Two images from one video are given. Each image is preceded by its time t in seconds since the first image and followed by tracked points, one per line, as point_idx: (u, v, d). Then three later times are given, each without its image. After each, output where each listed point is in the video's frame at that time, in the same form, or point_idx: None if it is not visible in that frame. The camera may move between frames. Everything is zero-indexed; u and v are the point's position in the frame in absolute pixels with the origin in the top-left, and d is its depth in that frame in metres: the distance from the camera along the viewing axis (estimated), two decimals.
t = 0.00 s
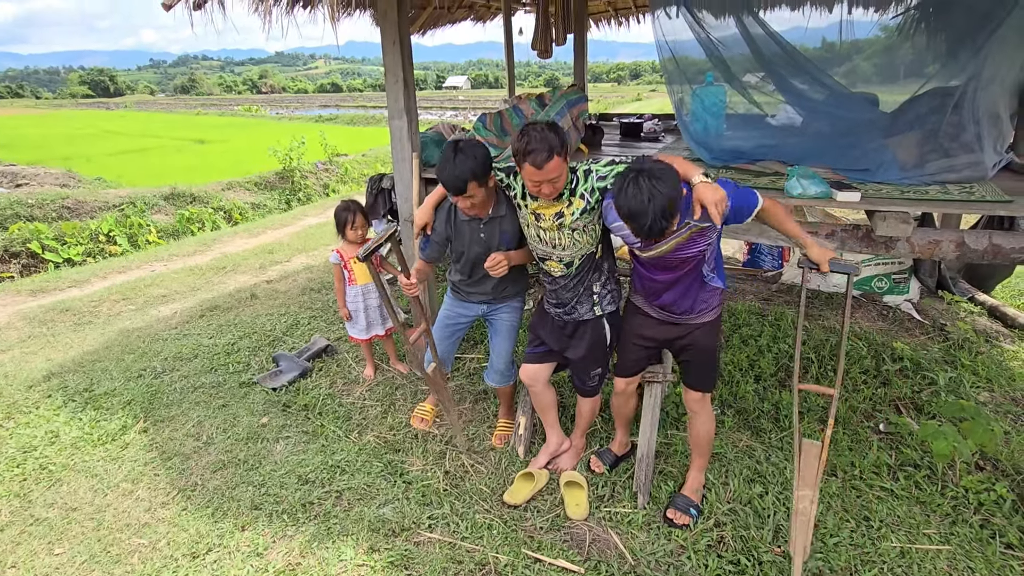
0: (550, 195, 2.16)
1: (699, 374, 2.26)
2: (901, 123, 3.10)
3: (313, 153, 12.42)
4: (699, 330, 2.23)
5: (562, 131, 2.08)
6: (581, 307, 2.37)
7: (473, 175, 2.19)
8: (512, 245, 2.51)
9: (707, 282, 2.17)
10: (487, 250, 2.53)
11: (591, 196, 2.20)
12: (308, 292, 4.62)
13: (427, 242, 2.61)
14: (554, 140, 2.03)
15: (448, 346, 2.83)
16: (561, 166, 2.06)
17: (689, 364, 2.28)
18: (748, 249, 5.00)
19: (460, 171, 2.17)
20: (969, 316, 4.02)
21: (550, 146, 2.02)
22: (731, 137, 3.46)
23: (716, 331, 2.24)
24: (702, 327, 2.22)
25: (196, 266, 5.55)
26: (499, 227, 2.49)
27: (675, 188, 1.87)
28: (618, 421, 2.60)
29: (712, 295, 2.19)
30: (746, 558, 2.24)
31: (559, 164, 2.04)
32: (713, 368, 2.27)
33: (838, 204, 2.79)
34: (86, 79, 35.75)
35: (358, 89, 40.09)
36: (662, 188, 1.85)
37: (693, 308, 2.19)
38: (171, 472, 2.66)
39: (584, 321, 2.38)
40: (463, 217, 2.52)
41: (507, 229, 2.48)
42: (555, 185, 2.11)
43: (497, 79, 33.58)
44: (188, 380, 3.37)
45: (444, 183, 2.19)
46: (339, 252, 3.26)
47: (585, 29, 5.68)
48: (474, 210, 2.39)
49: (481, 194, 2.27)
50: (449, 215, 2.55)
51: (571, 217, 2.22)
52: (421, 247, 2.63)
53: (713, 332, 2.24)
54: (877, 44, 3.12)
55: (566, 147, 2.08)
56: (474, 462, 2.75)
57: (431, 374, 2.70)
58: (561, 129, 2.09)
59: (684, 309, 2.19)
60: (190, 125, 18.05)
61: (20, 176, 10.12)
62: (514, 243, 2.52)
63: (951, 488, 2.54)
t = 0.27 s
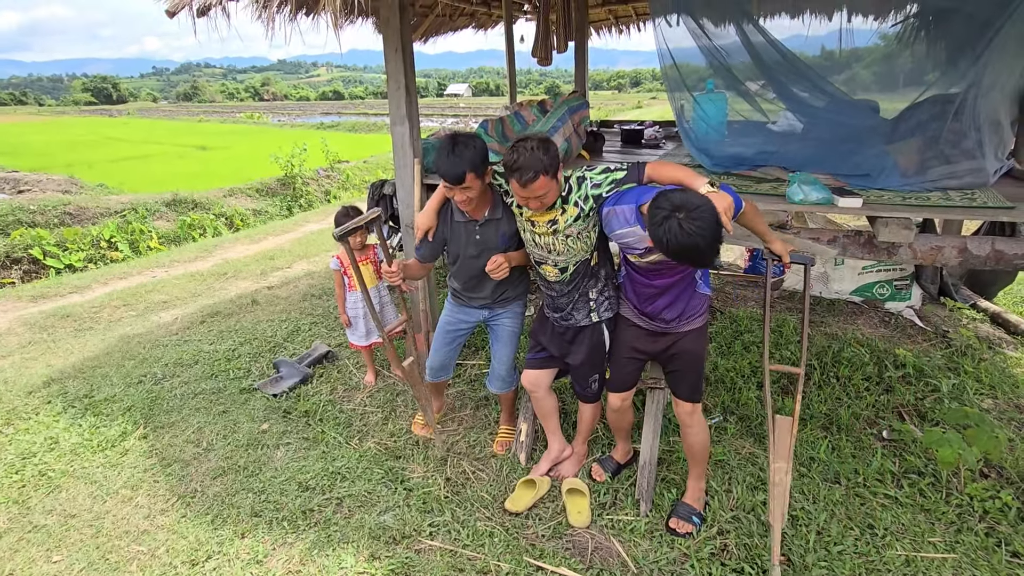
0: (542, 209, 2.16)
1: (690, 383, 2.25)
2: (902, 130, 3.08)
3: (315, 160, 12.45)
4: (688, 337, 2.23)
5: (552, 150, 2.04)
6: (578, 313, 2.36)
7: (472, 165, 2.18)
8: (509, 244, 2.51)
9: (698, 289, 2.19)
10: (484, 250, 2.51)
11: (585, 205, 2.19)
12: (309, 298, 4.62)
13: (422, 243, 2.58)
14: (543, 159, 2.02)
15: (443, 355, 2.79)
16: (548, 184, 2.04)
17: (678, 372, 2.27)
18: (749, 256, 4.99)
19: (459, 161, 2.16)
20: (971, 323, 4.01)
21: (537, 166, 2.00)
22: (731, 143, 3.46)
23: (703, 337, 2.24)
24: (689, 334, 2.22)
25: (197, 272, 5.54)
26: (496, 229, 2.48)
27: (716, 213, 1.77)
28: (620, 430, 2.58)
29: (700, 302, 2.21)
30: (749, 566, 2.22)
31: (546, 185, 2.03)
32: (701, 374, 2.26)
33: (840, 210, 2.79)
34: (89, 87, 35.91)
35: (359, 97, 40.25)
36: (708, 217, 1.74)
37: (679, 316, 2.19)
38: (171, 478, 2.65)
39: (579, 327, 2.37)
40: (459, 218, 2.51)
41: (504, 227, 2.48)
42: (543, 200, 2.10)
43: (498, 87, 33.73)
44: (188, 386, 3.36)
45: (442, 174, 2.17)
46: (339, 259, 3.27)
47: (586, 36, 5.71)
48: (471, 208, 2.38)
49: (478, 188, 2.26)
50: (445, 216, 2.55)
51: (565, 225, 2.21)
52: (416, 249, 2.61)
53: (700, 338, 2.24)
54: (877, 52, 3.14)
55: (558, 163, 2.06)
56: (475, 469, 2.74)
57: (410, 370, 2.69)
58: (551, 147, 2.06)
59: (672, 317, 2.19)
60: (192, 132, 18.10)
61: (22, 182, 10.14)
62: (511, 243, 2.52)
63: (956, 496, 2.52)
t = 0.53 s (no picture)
0: (531, 214, 2.13)
1: (697, 384, 2.26)
2: (907, 136, 3.07)
3: (317, 168, 12.48)
4: (692, 338, 2.22)
5: (535, 153, 2.01)
6: (579, 319, 2.33)
7: (469, 169, 2.17)
8: (508, 250, 2.49)
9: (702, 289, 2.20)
10: (484, 257, 2.49)
11: (581, 212, 2.15)
12: (311, 306, 4.60)
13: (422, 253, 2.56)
14: (529, 164, 2.00)
15: (444, 364, 2.76)
16: (533, 189, 2.02)
17: (684, 373, 2.27)
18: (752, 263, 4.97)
19: (456, 165, 2.15)
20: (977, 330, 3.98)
21: (519, 171, 1.99)
22: (734, 151, 3.40)
23: (707, 336, 2.24)
24: (693, 335, 2.22)
25: (199, 279, 5.53)
26: (495, 236, 2.46)
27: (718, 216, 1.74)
28: (623, 437, 2.55)
29: (704, 301, 2.20)
30: None
31: (529, 189, 2.01)
32: (706, 374, 2.27)
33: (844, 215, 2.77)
34: (93, 96, 36.15)
35: (361, 106, 40.46)
36: (711, 221, 1.72)
37: (683, 319, 2.18)
38: (170, 486, 2.62)
39: (580, 334, 2.35)
40: (458, 226, 2.49)
41: (504, 233, 2.45)
42: (530, 207, 2.08)
43: (500, 97, 33.89)
44: (189, 393, 3.33)
45: (439, 178, 2.15)
46: (339, 265, 3.26)
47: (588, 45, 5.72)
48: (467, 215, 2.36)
49: (474, 193, 2.24)
50: (444, 225, 2.53)
51: (561, 232, 2.18)
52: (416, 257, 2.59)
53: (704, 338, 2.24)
54: (876, 61, 3.09)
55: (544, 169, 2.05)
56: (477, 477, 2.71)
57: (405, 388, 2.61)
58: (535, 150, 2.03)
59: (677, 320, 2.18)
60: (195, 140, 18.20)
61: (26, 190, 10.18)
62: (510, 249, 2.50)
63: (965, 505, 2.49)
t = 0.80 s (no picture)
0: (536, 216, 2.12)
1: (701, 391, 2.25)
2: (910, 144, 3.05)
3: (320, 177, 12.53)
4: (696, 344, 2.21)
5: (542, 155, 2.01)
6: (584, 326, 2.32)
7: (466, 164, 2.16)
8: (510, 250, 2.44)
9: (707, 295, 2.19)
10: (484, 257, 2.46)
11: (589, 219, 2.14)
12: (313, 313, 4.60)
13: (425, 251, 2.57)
14: (532, 162, 1.99)
15: (448, 372, 2.74)
16: (537, 188, 2.00)
17: (688, 380, 2.26)
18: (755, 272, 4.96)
19: (453, 160, 2.14)
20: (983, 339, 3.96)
21: (525, 169, 1.98)
22: (738, 159, 3.42)
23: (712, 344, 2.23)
24: (697, 342, 2.21)
25: (202, 287, 5.53)
26: (496, 235, 2.43)
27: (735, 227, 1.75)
28: (627, 446, 2.53)
29: (707, 308, 2.19)
30: None
31: (533, 188, 2.00)
32: (711, 380, 2.26)
33: (850, 223, 2.76)
34: (98, 106, 36.39)
35: (364, 116, 40.67)
36: (728, 231, 1.73)
37: (688, 325, 2.17)
38: (171, 493, 2.60)
39: (584, 340, 2.34)
40: (460, 223, 2.48)
41: (505, 233, 2.42)
42: (535, 207, 2.06)
43: (502, 107, 34.07)
44: (191, 400, 3.32)
45: (436, 173, 2.14)
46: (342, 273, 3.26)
47: (591, 54, 5.75)
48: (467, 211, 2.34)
49: (474, 187, 2.23)
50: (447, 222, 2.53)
51: (567, 238, 2.18)
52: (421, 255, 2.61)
53: (708, 345, 2.23)
54: (877, 72, 3.11)
55: (551, 169, 2.04)
56: (480, 485, 2.68)
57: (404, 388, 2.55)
58: (542, 152, 2.03)
59: (681, 327, 2.17)
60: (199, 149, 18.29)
61: (31, 198, 10.21)
62: (512, 249, 2.45)
63: (974, 515, 2.46)
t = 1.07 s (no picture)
0: (543, 219, 2.09)
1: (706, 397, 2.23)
2: (914, 151, 3.04)
3: (323, 184, 12.57)
4: (701, 350, 2.19)
5: (556, 157, 2.00)
6: (588, 332, 2.31)
7: (470, 163, 2.13)
8: (515, 250, 2.42)
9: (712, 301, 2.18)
10: (489, 258, 2.43)
11: (597, 226, 2.13)
12: (316, 320, 4.59)
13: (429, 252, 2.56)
14: (544, 162, 1.98)
15: (456, 378, 2.74)
16: (546, 189, 1.99)
17: (693, 386, 2.24)
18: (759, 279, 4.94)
19: (457, 160, 2.11)
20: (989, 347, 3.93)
21: (537, 169, 1.97)
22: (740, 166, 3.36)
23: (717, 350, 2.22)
24: (702, 348, 2.19)
25: (205, 293, 5.54)
26: (500, 236, 2.39)
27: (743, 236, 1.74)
28: (632, 454, 2.50)
29: (712, 314, 2.18)
30: None
31: (542, 188, 1.98)
32: (716, 387, 2.24)
33: (854, 229, 2.74)
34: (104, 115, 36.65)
35: (367, 125, 40.88)
36: (735, 240, 1.72)
37: (693, 331, 2.16)
38: (172, 500, 2.58)
39: (588, 347, 2.33)
40: (462, 224, 2.44)
41: (509, 234, 2.39)
42: (543, 208, 2.04)
43: (504, 117, 34.21)
44: (193, 406, 3.31)
45: (439, 173, 2.12)
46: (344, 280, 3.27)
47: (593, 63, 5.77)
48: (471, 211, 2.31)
49: (478, 187, 2.20)
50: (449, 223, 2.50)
51: (574, 245, 2.17)
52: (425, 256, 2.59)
53: (713, 352, 2.21)
54: (877, 82, 3.14)
55: (563, 172, 2.03)
56: (483, 493, 2.66)
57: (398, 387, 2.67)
58: (557, 154, 2.02)
59: (686, 332, 2.16)
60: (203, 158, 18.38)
61: (35, 205, 10.26)
62: (517, 249, 2.43)
63: (983, 525, 2.42)
